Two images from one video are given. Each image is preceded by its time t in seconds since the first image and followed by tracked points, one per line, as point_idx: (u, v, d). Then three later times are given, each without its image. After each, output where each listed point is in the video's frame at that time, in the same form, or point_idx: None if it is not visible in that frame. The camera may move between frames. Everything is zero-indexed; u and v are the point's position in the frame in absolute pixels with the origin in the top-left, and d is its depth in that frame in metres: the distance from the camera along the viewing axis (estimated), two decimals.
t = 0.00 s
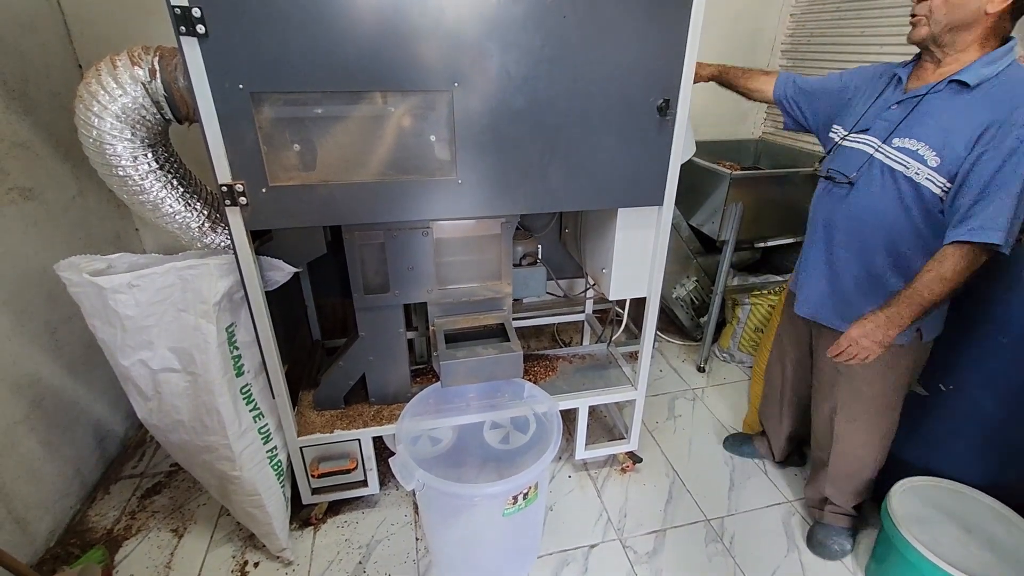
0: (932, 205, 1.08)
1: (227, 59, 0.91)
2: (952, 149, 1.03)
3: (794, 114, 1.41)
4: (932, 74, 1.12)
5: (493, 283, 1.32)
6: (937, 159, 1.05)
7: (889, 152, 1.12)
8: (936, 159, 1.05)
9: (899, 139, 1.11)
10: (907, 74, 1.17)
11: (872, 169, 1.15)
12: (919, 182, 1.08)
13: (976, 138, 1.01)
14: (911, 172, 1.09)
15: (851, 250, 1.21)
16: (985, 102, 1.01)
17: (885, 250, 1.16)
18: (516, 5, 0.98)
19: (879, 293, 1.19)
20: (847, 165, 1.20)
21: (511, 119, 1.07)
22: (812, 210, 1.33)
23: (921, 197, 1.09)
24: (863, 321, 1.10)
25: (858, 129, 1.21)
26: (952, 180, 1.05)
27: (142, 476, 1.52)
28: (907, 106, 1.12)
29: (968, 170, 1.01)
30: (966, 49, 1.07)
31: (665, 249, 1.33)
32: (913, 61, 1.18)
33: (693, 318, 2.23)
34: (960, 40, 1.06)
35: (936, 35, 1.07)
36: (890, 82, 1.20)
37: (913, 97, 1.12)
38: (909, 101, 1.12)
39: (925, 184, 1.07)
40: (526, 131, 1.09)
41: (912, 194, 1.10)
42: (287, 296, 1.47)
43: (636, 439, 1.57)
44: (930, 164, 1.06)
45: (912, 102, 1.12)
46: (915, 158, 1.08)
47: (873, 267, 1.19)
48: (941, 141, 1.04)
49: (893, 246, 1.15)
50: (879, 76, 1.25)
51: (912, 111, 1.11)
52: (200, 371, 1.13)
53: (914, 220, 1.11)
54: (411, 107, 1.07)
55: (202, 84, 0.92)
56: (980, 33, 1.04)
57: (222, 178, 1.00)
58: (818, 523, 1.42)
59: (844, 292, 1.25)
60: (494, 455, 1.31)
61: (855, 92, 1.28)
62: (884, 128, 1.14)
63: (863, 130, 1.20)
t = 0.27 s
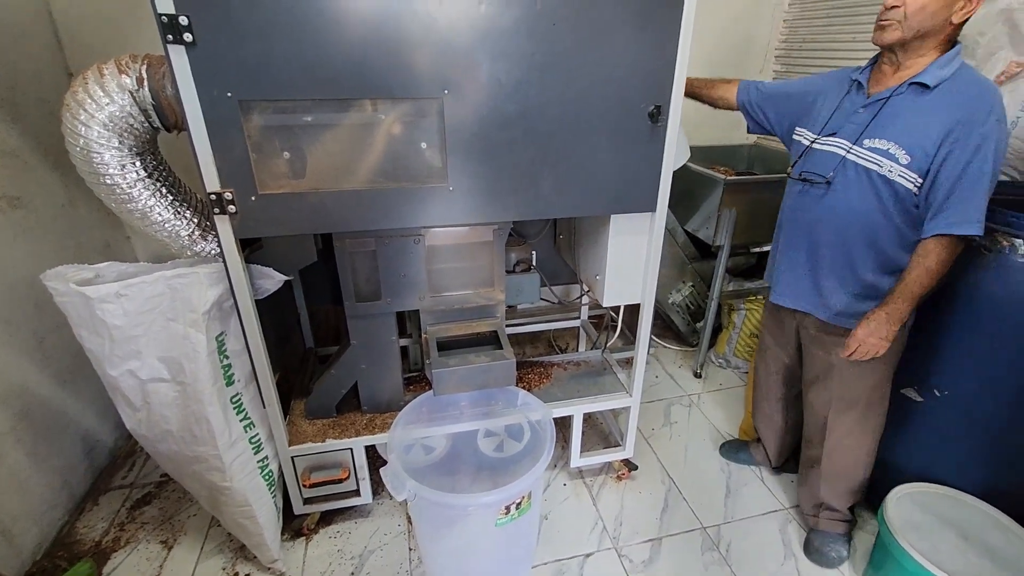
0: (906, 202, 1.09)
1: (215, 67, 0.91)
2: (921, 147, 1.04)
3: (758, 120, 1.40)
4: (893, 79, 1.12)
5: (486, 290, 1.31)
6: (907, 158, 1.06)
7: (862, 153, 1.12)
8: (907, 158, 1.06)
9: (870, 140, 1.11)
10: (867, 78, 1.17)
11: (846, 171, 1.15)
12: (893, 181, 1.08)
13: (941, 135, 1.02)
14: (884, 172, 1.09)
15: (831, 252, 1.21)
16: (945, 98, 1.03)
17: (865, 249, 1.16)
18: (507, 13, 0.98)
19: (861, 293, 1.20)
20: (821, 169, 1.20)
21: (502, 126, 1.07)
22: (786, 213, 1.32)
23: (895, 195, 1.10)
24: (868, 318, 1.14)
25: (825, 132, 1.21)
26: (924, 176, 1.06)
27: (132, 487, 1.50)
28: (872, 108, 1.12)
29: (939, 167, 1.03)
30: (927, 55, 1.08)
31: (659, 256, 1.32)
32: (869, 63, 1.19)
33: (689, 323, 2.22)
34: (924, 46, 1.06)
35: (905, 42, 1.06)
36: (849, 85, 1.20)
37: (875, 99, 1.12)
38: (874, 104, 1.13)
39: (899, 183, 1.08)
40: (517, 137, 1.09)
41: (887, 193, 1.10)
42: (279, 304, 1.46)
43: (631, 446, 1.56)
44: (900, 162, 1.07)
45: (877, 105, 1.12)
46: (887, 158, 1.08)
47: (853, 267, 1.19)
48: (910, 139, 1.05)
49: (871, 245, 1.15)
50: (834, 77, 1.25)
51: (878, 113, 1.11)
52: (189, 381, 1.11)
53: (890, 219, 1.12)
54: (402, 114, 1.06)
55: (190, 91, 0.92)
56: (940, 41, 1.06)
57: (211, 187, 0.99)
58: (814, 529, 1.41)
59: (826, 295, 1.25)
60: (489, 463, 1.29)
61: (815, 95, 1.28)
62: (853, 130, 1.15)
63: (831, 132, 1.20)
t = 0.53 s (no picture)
0: (892, 211, 1.09)
1: (191, 81, 0.89)
2: (907, 157, 1.04)
3: (737, 130, 1.39)
4: (873, 91, 1.11)
5: (472, 303, 1.29)
6: (893, 167, 1.06)
7: (847, 163, 1.12)
8: (894, 167, 1.06)
9: (855, 150, 1.10)
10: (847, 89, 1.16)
11: (832, 181, 1.14)
12: (879, 191, 1.08)
13: (926, 145, 1.03)
14: (870, 182, 1.09)
15: (819, 262, 1.20)
16: (928, 108, 1.03)
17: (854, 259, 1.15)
18: (488, 24, 0.98)
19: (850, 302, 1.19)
20: (806, 179, 1.19)
21: (485, 137, 1.06)
22: (771, 223, 1.31)
23: (881, 204, 1.09)
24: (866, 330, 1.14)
25: (808, 142, 1.20)
26: (910, 185, 1.06)
27: (113, 507, 1.47)
28: (854, 118, 1.12)
29: (926, 176, 1.03)
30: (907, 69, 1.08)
31: (646, 266, 1.31)
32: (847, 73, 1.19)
33: (681, 332, 2.21)
34: (906, 60, 1.06)
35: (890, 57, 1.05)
36: (828, 94, 1.19)
37: (857, 109, 1.12)
38: (856, 114, 1.12)
39: (886, 192, 1.07)
40: (501, 149, 1.07)
41: (874, 203, 1.10)
42: (263, 318, 1.44)
43: (623, 458, 1.54)
44: (886, 172, 1.06)
45: (859, 115, 1.12)
46: (873, 168, 1.08)
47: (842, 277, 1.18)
48: (895, 149, 1.05)
49: (858, 255, 1.14)
50: (811, 86, 1.25)
51: (861, 122, 1.11)
52: (168, 400, 1.09)
53: (877, 228, 1.12)
54: (383, 127, 1.05)
55: (165, 106, 0.90)
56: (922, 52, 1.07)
57: (187, 202, 0.97)
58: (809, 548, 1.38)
59: (815, 305, 1.23)
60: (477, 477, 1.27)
61: (794, 105, 1.27)
62: (837, 139, 1.14)
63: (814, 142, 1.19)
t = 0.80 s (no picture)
0: (891, 236, 1.06)
1: (152, 95, 0.85)
2: (910, 180, 1.01)
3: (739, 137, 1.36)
4: (884, 102, 1.08)
5: (454, 320, 1.25)
6: (895, 190, 1.02)
7: (847, 181, 1.08)
8: (895, 190, 1.02)
9: (856, 168, 1.07)
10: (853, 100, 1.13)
11: (830, 198, 1.11)
12: (878, 213, 1.05)
13: (930, 169, 1.00)
14: (869, 203, 1.06)
15: (815, 282, 1.17)
16: (935, 129, 1.00)
17: (851, 281, 1.12)
18: (463, 34, 0.95)
19: (844, 325, 1.16)
20: (802, 194, 1.16)
21: (463, 150, 1.03)
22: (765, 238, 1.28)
23: (880, 227, 1.06)
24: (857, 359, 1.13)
25: (807, 156, 1.17)
26: (911, 210, 1.03)
27: (80, 542, 1.39)
28: (857, 134, 1.09)
29: (928, 202, 1.00)
30: (920, 80, 1.05)
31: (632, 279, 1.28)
32: (853, 84, 1.15)
33: (670, 343, 2.18)
34: (919, 72, 1.04)
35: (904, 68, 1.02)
36: (834, 104, 1.16)
37: (861, 123, 1.09)
38: (860, 128, 1.09)
39: (885, 215, 1.04)
40: (480, 161, 1.04)
41: (872, 225, 1.07)
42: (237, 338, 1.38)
43: (614, 477, 1.49)
44: (888, 194, 1.03)
45: (863, 130, 1.09)
46: (874, 189, 1.05)
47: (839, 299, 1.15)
48: (898, 171, 1.02)
49: (854, 277, 1.11)
50: (816, 96, 1.22)
51: (864, 138, 1.08)
52: (133, 430, 1.03)
53: (875, 251, 1.08)
54: (356, 140, 1.01)
55: (124, 121, 0.86)
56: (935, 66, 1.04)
57: (150, 221, 0.93)
58: None
59: (808, 325, 1.20)
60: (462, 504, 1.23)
61: (800, 113, 1.24)
62: (838, 155, 1.11)
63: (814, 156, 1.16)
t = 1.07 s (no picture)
0: (928, 282, 0.89)
1: (79, 109, 0.77)
2: (952, 217, 0.84)
3: (762, 144, 1.26)
4: (928, 117, 0.92)
5: (430, 344, 1.17)
6: (934, 229, 0.85)
7: (875, 212, 0.93)
8: (933, 229, 0.85)
9: (886, 198, 0.91)
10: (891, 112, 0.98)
11: (851, 228, 0.96)
12: (908, 253, 0.88)
13: (981, 206, 0.82)
14: (898, 240, 0.89)
15: (834, 326, 1.01)
16: (989, 156, 0.82)
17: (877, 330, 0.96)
18: (429, 40, 0.88)
19: (862, 376, 1.01)
20: (821, 220, 1.01)
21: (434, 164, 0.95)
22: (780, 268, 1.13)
23: (912, 270, 0.89)
24: (874, 422, 0.95)
25: (834, 178, 1.01)
26: (953, 254, 0.85)
27: None
28: (890, 155, 0.93)
29: (973, 246, 0.82)
30: (978, 92, 0.88)
31: (617, 296, 1.21)
32: (894, 94, 0.99)
33: (660, 357, 2.11)
34: (976, 82, 0.87)
35: (956, 74, 0.86)
36: (870, 114, 1.01)
37: (896, 142, 0.92)
38: (896, 148, 0.92)
39: (918, 257, 0.88)
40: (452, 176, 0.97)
41: (904, 267, 0.90)
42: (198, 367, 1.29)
43: (604, 504, 1.41)
44: (924, 233, 0.86)
45: (899, 150, 0.92)
46: (905, 224, 0.88)
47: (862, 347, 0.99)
48: (937, 206, 0.85)
49: (876, 323, 0.96)
50: (854, 105, 1.07)
51: (900, 161, 0.91)
52: (70, 478, 0.93)
53: (907, 298, 0.92)
54: (316, 156, 0.93)
55: (48, 138, 0.77)
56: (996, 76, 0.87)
57: (82, 248, 0.83)
58: None
59: (822, 370, 1.06)
60: None
61: (829, 122, 1.11)
62: (867, 180, 0.95)
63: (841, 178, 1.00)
